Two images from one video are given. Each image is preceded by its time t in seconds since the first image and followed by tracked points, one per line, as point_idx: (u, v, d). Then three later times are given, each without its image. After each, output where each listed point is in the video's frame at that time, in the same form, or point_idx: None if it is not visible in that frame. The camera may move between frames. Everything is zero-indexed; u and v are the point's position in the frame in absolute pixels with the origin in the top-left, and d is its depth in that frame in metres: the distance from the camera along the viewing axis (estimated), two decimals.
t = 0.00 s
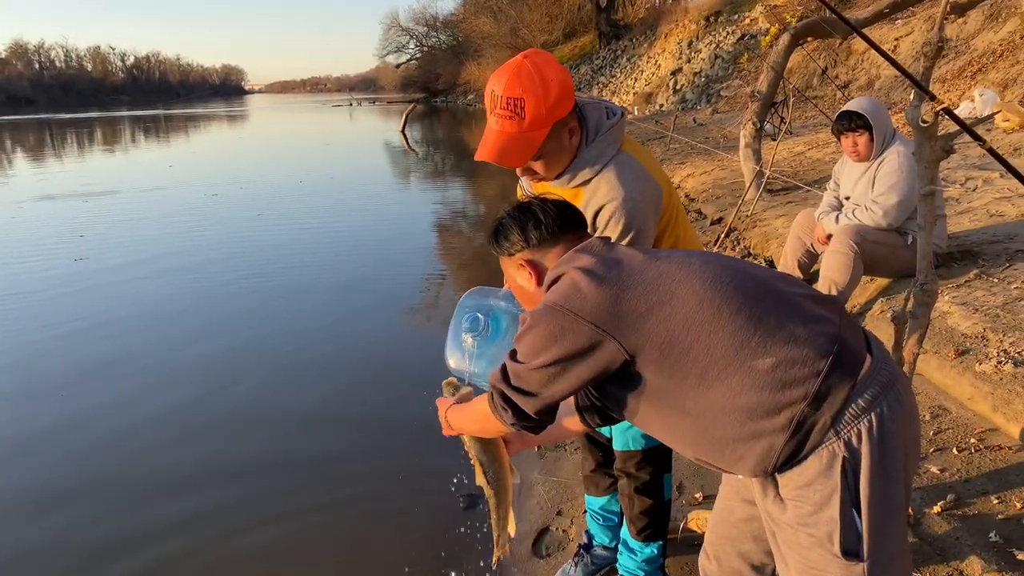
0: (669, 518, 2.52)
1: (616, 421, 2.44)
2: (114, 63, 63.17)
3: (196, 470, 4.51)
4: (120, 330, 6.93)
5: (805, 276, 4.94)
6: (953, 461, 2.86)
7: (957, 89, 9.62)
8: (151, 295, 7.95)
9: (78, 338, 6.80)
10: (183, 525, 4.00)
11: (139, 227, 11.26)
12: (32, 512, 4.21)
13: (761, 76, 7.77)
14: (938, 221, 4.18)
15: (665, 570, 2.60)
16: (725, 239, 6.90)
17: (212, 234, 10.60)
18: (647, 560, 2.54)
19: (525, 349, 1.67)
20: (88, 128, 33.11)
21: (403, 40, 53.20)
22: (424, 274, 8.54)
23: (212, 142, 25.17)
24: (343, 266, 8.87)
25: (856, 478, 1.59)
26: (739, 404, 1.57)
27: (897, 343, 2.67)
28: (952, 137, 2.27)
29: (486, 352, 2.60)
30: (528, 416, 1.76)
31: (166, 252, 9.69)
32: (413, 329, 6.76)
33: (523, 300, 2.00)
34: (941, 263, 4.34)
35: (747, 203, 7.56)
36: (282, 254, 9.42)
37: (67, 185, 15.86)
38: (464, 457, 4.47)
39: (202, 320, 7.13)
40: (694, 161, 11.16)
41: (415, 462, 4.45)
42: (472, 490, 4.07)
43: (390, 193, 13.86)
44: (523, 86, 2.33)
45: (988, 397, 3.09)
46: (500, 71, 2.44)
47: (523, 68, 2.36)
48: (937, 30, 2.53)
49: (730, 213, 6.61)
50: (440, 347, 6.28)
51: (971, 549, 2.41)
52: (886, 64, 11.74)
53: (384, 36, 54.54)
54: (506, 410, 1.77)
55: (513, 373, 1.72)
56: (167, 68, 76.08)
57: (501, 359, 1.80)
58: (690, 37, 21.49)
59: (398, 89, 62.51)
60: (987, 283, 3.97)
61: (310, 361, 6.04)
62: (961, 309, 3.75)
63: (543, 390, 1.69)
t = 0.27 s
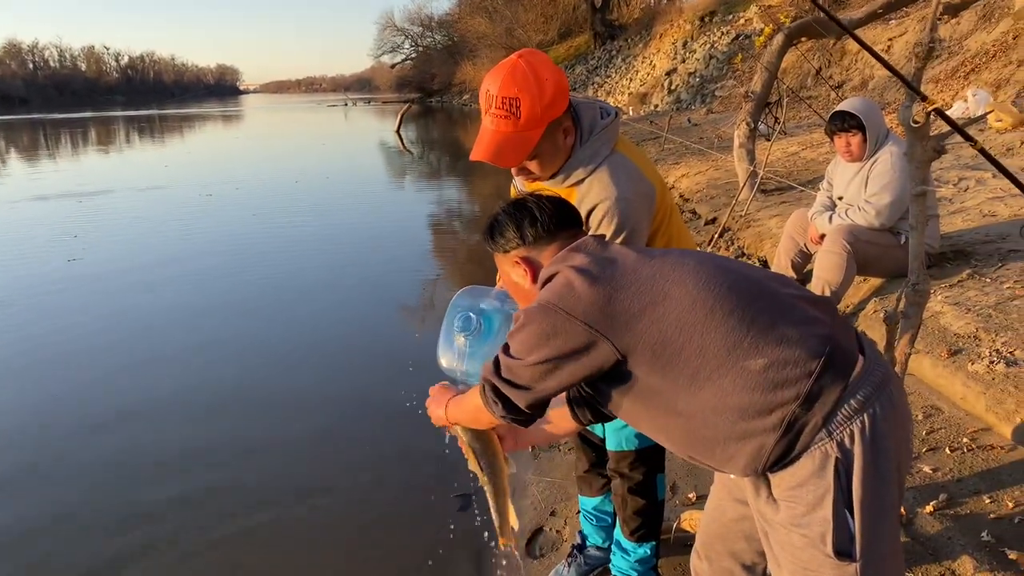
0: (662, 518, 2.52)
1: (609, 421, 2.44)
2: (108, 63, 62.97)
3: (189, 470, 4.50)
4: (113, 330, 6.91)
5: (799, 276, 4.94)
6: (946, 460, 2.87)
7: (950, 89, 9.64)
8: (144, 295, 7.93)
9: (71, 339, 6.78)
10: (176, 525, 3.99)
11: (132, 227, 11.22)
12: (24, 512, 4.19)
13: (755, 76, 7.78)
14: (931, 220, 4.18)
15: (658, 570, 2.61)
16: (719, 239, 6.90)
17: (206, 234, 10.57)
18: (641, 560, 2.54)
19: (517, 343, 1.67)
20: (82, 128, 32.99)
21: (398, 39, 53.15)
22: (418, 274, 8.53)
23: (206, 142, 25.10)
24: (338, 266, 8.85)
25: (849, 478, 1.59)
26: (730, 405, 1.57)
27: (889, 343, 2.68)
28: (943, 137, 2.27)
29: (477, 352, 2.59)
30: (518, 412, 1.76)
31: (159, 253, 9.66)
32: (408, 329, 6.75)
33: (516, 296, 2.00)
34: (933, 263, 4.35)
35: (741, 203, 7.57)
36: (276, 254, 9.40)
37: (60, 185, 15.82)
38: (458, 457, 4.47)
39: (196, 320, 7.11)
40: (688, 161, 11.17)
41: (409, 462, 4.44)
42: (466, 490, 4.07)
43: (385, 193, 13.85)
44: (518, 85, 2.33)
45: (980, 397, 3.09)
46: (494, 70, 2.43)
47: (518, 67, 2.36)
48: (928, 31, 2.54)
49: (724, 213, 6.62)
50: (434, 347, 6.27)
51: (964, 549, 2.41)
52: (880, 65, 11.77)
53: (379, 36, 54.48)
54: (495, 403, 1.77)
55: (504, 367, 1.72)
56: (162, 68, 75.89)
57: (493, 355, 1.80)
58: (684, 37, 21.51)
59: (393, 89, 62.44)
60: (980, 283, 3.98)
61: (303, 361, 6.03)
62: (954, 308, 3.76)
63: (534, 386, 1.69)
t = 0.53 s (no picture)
0: (654, 520, 2.52)
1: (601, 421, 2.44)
2: (100, 64, 62.74)
3: (181, 472, 4.49)
4: (105, 332, 6.89)
5: (791, 277, 4.96)
6: (937, 461, 2.87)
7: (941, 91, 9.68)
8: (136, 297, 7.90)
9: (62, 341, 6.75)
10: (167, 528, 3.98)
11: (124, 229, 11.18)
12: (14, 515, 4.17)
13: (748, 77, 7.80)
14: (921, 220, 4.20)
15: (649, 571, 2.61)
16: (712, 239, 6.92)
17: (199, 236, 10.54)
18: (632, 562, 2.54)
19: (504, 339, 1.68)
20: (74, 129, 32.85)
21: (392, 40, 53.10)
22: (411, 275, 8.53)
23: (199, 143, 25.03)
24: (331, 267, 8.84)
25: (834, 478, 1.59)
26: (714, 404, 1.57)
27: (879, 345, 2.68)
28: (932, 138, 2.29)
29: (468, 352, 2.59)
30: (506, 409, 1.76)
31: (152, 254, 9.64)
32: (401, 331, 6.74)
33: (506, 293, 2.00)
34: (925, 263, 4.36)
35: (733, 204, 7.58)
36: (269, 256, 9.38)
37: (52, 186, 15.77)
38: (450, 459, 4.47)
39: (188, 322, 7.10)
40: (681, 162, 11.18)
41: (402, 463, 4.44)
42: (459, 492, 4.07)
43: (379, 194, 13.84)
44: (512, 86, 2.33)
45: (971, 397, 3.10)
46: (488, 70, 2.44)
47: (513, 67, 2.36)
48: (916, 32, 2.55)
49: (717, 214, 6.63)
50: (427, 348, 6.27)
51: (954, 549, 2.42)
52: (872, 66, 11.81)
53: (372, 37, 54.40)
54: (481, 398, 1.78)
55: (492, 362, 1.72)
56: (154, 69, 75.66)
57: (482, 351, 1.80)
58: (677, 39, 21.55)
59: (387, 90, 62.41)
60: (971, 283, 4.00)
61: (296, 363, 6.01)
62: (945, 309, 3.78)
63: (521, 383, 1.69)
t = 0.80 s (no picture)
0: (647, 521, 2.53)
1: (594, 423, 2.44)
2: (92, 66, 62.54)
3: (173, 475, 4.48)
4: (98, 335, 6.87)
5: (783, 278, 4.98)
6: (928, 461, 2.88)
7: (933, 93, 9.72)
8: (128, 300, 7.88)
9: (54, 344, 6.73)
10: (160, 531, 3.97)
11: (116, 231, 11.15)
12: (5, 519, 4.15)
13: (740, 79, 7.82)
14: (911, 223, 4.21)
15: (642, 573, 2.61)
16: (704, 241, 6.94)
17: (191, 238, 10.52)
18: (626, 563, 2.55)
19: (498, 349, 1.69)
20: (66, 131, 32.74)
21: (385, 42, 53.07)
22: (405, 277, 8.52)
23: (191, 145, 24.96)
24: (324, 269, 8.83)
25: (824, 478, 1.60)
26: (707, 406, 1.58)
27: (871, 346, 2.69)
28: (922, 140, 2.30)
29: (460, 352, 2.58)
30: (503, 417, 1.76)
31: (144, 257, 9.61)
32: (394, 333, 6.74)
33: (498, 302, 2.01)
34: (916, 264, 4.38)
35: (726, 205, 7.60)
36: (262, 258, 9.36)
37: (44, 189, 15.71)
38: (444, 461, 4.47)
39: (180, 324, 7.08)
40: (674, 163, 11.21)
41: (396, 465, 4.43)
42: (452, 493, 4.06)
43: (372, 196, 13.83)
44: (504, 88, 2.34)
45: (961, 397, 3.12)
46: (481, 73, 2.44)
47: (505, 70, 2.37)
48: (906, 35, 2.57)
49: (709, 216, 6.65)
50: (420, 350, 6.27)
51: (945, 549, 2.43)
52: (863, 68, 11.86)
53: (365, 39, 54.36)
54: (480, 408, 1.78)
55: (488, 373, 1.73)
56: (146, 71, 75.46)
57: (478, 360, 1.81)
58: (670, 41, 21.59)
59: (380, 92, 62.36)
60: (961, 284, 4.02)
61: (289, 365, 6.01)
62: (936, 309, 3.79)
63: (517, 390, 1.69)
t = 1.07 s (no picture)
0: (641, 523, 2.53)
1: (588, 426, 2.44)
2: (85, 69, 62.38)
3: (168, 478, 4.46)
4: (91, 338, 6.85)
5: (776, 280, 4.99)
6: (921, 461, 2.89)
7: (925, 94, 9.75)
8: (122, 303, 7.86)
9: (47, 348, 6.71)
10: (154, 535, 3.95)
11: (109, 234, 11.13)
12: None
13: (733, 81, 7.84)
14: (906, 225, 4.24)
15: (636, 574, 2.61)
16: (698, 242, 6.95)
17: (185, 241, 10.50)
18: (620, 565, 2.55)
19: (493, 353, 1.69)
20: (59, 135, 32.64)
21: (378, 45, 53.06)
22: (399, 279, 8.52)
23: (185, 148, 24.91)
24: (317, 272, 8.82)
25: (816, 478, 1.60)
26: (700, 407, 1.58)
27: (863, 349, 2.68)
28: (914, 141, 2.29)
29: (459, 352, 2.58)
30: (500, 421, 1.76)
31: (138, 259, 9.59)
32: (388, 335, 6.73)
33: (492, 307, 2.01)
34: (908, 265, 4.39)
35: (719, 207, 7.62)
36: (256, 261, 9.35)
37: (37, 192, 15.67)
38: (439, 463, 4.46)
39: (173, 328, 7.07)
40: (667, 165, 11.23)
41: (390, 468, 4.43)
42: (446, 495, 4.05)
43: (366, 198, 13.82)
44: (498, 91, 2.34)
45: (954, 397, 3.13)
46: (473, 76, 2.45)
47: (498, 73, 2.37)
48: (897, 37, 2.58)
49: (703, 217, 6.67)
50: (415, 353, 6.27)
51: (938, 548, 2.44)
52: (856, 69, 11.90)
53: (359, 41, 54.31)
54: (477, 413, 1.78)
55: (484, 378, 1.73)
56: (139, 74, 75.30)
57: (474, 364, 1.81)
58: (663, 42, 21.64)
59: (374, 94, 62.34)
60: (954, 285, 4.04)
61: (283, 368, 6.00)
62: (929, 310, 3.81)
63: (513, 393, 1.69)
